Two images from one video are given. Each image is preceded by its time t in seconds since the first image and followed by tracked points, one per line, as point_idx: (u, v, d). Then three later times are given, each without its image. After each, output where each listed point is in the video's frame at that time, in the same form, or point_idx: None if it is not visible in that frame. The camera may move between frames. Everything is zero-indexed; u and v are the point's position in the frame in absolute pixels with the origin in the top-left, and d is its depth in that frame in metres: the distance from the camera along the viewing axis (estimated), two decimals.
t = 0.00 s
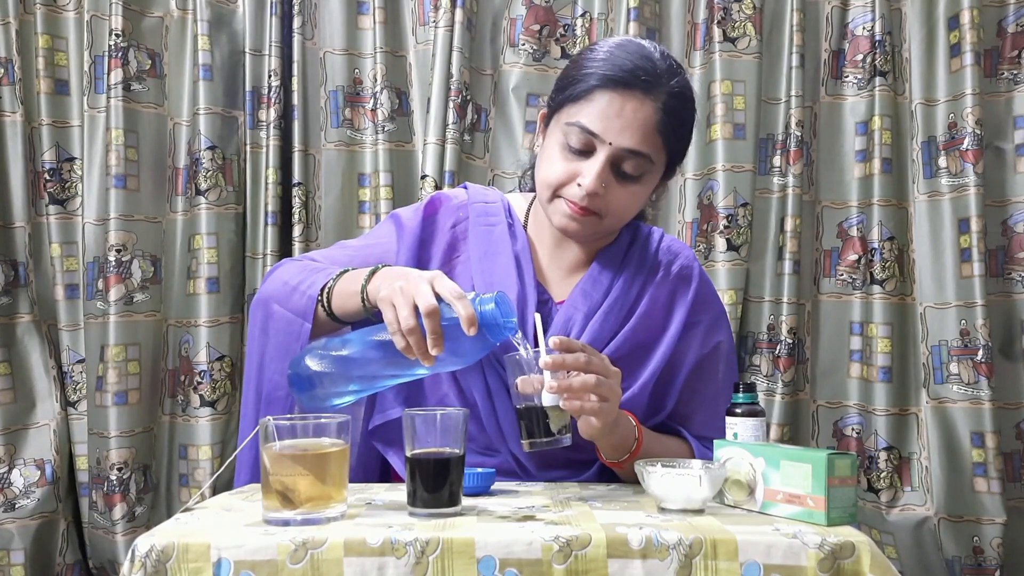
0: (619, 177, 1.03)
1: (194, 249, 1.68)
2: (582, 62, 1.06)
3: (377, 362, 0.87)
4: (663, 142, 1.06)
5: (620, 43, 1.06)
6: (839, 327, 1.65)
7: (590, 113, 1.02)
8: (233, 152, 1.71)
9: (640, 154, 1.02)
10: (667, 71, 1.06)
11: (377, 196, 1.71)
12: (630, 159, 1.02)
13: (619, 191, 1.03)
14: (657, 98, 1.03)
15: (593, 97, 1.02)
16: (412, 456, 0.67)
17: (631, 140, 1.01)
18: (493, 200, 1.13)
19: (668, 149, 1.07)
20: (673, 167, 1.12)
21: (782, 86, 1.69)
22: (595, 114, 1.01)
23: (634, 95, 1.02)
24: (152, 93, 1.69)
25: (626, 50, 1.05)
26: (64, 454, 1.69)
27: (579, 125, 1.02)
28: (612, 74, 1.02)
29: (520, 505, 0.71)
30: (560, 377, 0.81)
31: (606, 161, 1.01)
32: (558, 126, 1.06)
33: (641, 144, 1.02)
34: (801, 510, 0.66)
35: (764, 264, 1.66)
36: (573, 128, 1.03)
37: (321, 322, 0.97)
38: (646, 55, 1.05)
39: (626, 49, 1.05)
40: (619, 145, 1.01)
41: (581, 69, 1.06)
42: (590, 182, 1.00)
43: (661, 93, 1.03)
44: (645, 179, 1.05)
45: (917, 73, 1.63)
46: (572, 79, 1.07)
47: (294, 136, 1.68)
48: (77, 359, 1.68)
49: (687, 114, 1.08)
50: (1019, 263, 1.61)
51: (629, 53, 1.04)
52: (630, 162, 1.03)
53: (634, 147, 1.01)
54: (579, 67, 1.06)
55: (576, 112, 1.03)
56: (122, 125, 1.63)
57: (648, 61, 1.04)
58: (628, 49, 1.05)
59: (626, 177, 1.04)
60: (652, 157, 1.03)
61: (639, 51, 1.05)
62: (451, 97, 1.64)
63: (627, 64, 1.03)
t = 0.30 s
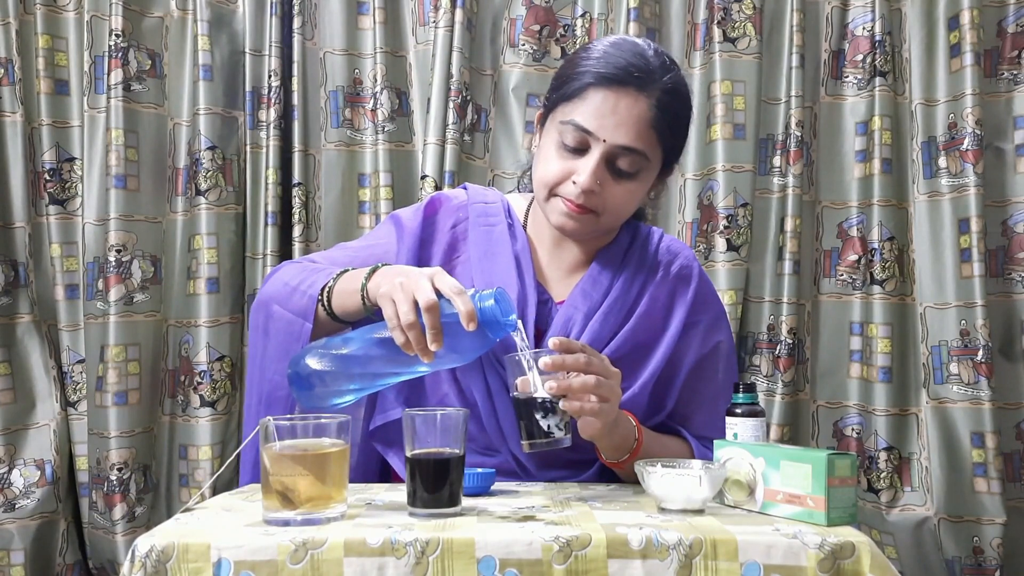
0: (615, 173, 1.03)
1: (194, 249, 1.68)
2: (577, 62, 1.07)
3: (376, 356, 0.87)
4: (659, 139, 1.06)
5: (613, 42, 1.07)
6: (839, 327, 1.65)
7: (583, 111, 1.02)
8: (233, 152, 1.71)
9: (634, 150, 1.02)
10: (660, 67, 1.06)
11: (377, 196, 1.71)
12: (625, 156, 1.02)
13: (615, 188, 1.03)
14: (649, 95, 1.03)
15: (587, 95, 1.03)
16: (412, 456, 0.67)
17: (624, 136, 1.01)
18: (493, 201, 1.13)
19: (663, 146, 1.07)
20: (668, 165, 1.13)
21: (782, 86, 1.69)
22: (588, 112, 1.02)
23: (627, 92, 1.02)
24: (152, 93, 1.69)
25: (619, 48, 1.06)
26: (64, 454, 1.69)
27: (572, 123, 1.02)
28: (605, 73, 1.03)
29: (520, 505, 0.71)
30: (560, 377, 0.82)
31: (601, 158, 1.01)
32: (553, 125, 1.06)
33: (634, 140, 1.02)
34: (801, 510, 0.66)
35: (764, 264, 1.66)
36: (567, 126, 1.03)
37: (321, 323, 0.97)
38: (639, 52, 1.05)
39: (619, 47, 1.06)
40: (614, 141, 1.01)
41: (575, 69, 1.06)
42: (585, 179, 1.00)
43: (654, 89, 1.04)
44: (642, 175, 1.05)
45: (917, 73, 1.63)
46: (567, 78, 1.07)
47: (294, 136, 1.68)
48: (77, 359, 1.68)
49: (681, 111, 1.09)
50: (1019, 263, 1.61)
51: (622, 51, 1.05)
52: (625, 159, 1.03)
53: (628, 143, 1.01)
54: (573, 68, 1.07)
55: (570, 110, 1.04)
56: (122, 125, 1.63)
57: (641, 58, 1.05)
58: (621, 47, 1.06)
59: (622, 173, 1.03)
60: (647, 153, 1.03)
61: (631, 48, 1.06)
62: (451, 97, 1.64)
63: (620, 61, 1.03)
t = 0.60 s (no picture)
0: (599, 163, 1.03)
1: (194, 249, 1.68)
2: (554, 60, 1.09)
3: (383, 343, 0.90)
4: (640, 127, 1.06)
5: (589, 36, 1.09)
6: (839, 327, 1.65)
7: (564, 103, 1.04)
8: (233, 152, 1.71)
9: (616, 138, 1.03)
10: (637, 57, 1.07)
11: (377, 196, 1.71)
12: (607, 144, 1.03)
13: (602, 177, 1.03)
14: (627, 83, 1.04)
15: (566, 88, 1.05)
16: (412, 456, 0.67)
17: (604, 124, 1.02)
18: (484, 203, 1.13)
19: (646, 135, 1.08)
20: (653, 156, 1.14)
21: (782, 86, 1.69)
22: (570, 104, 1.03)
23: (603, 81, 1.04)
24: (152, 93, 1.69)
25: (594, 41, 1.08)
26: (64, 454, 1.69)
27: (553, 117, 1.03)
28: (583, 66, 1.05)
29: (520, 505, 0.71)
30: (546, 377, 0.82)
31: (584, 147, 1.02)
32: (535, 123, 1.07)
33: (615, 127, 1.03)
34: (801, 510, 0.66)
35: (764, 264, 1.66)
36: (548, 120, 1.04)
37: (317, 325, 0.97)
38: (615, 44, 1.07)
39: (595, 40, 1.08)
40: (595, 130, 1.02)
41: (554, 65, 1.08)
42: (570, 169, 1.01)
43: (631, 77, 1.05)
44: (627, 162, 1.05)
45: (917, 73, 1.63)
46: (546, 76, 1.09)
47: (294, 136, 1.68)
48: (77, 359, 1.68)
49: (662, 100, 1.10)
50: (1019, 263, 1.61)
51: (598, 45, 1.07)
52: (608, 147, 1.03)
53: (609, 131, 1.02)
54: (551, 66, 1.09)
55: (550, 105, 1.05)
56: (122, 125, 1.63)
57: (617, 49, 1.06)
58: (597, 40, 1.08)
59: (606, 163, 1.04)
60: (628, 140, 1.04)
61: (607, 41, 1.08)
62: (451, 97, 1.64)
63: (595, 54, 1.05)
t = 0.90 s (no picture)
0: (571, 158, 1.05)
1: (194, 249, 1.68)
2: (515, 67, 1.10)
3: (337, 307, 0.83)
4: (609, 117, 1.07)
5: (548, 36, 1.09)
6: (839, 327, 1.65)
7: (529, 104, 1.05)
8: (234, 152, 1.71)
9: (584, 132, 1.04)
10: (597, 50, 1.08)
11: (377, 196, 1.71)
12: (577, 138, 1.04)
13: (575, 171, 1.05)
14: (590, 77, 1.06)
15: (531, 88, 1.06)
16: (412, 456, 0.67)
17: (571, 120, 1.04)
18: (460, 213, 1.14)
19: (616, 127, 1.09)
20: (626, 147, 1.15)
21: (782, 86, 1.69)
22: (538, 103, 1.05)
23: (565, 78, 1.05)
24: (152, 93, 1.69)
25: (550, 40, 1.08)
26: (64, 454, 1.69)
27: (522, 118, 1.05)
28: (546, 67, 1.06)
29: (520, 506, 0.71)
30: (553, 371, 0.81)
31: (553, 145, 1.04)
32: (503, 125, 1.09)
33: (582, 122, 1.04)
34: (802, 510, 0.66)
35: (764, 264, 1.65)
36: (516, 122, 1.05)
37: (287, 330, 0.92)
38: (574, 41, 1.08)
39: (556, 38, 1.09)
40: (562, 127, 1.03)
41: (517, 68, 1.09)
42: (543, 168, 1.03)
43: (592, 71, 1.06)
44: (599, 155, 1.06)
45: (917, 73, 1.63)
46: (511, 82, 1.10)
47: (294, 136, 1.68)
48: (77, 359, 1.68)
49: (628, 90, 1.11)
50: (1019, 263, 1.61)
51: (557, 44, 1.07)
52: (578, 142, 1.04)
53: (577, 126, 1.04)
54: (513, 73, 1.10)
55: (516, 107, 1.07)
56: (122, 125, 1.63)
57: (576, 44, 1.07)
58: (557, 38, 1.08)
59: (578, 158, 1.05)
60: (597, 132, 1.05)
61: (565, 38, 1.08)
62: (451, 97, 1.64)
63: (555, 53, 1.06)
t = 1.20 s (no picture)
0: (501, 169, 1.05)
1: (195, 249, 1.68)
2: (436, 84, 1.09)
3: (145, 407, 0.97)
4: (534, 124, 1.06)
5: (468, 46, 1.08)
6: (839, 327, 1.65)
7: (453, 122, 1.05)
8: (233, 152, 1.71)
9: (507, 142, 1.04)
10: (518, 58, 1.06)
11: (377, 196, 1.71)
12: (502, 149, 1.04)
13: (505, 182, 1.05)
14: (504, 88, 1.04)
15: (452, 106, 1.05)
16: (412, 456, 0.67)
17: (493, 132, 1.03)
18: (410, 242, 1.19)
19: (544, 132, 1.08)
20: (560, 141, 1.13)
21: (782, 86, 1.69)
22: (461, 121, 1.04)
23: (482, 93, 1.04)
24: (152, 93, 1.69)
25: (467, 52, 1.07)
26: (64, 454, 1.69)
27: (445, 140, 1.05)
28: (465, 82, 1.05)
29: (521, 506, 0.71)
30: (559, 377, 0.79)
31: (480, 160, 1.04)
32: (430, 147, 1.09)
33: (506, 132, 1.04)
34: (801, 510, 0.65)
35: (764, 264, 1.65)
36: (442, 144, 1.06)
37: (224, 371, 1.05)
38: (494, 51, 1.06)
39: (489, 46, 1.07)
40: (487, 141, 1.03)
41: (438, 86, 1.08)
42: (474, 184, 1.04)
43: (506, 81, 1.05)
44: (528, 162, 1.06)
45: (917, 73, 1.63)
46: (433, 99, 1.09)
47: (294, 136, 1.68)
48: (77, 359, 1.68)
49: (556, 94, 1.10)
50: (1019, 263, 1.61)
51: (476, 55, 1.06)
52: (505, 153, 1.04)
53: (501, 137, 1.04)
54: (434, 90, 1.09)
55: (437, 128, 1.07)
56: (122, 125, 1.64)
57: (494, 55, 1.06)
58: (478, 50, 1.07)
59: (508, 167, 1.05)
60: (522, 139, 1.04)
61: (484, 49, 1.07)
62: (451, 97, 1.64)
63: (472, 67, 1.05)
